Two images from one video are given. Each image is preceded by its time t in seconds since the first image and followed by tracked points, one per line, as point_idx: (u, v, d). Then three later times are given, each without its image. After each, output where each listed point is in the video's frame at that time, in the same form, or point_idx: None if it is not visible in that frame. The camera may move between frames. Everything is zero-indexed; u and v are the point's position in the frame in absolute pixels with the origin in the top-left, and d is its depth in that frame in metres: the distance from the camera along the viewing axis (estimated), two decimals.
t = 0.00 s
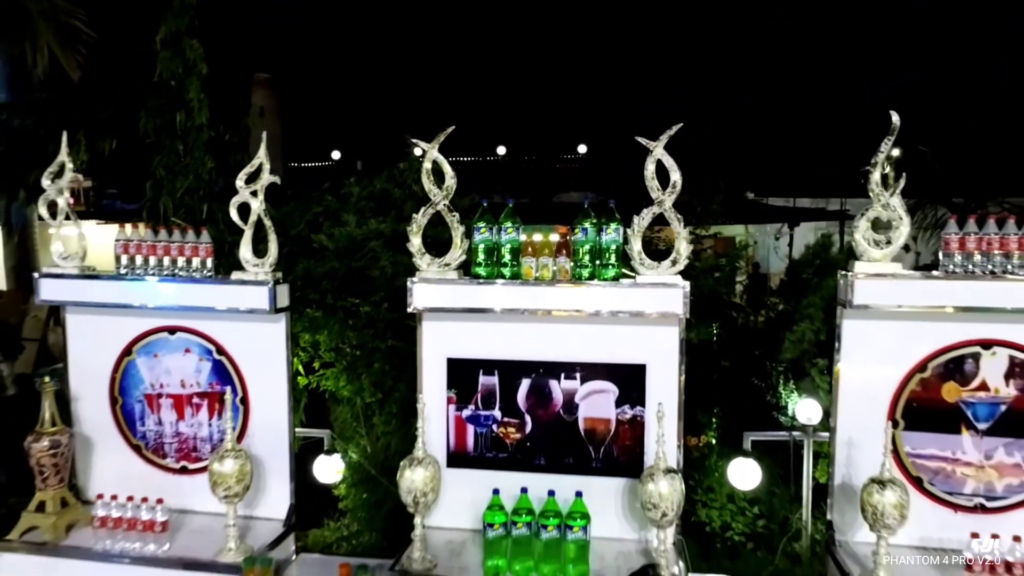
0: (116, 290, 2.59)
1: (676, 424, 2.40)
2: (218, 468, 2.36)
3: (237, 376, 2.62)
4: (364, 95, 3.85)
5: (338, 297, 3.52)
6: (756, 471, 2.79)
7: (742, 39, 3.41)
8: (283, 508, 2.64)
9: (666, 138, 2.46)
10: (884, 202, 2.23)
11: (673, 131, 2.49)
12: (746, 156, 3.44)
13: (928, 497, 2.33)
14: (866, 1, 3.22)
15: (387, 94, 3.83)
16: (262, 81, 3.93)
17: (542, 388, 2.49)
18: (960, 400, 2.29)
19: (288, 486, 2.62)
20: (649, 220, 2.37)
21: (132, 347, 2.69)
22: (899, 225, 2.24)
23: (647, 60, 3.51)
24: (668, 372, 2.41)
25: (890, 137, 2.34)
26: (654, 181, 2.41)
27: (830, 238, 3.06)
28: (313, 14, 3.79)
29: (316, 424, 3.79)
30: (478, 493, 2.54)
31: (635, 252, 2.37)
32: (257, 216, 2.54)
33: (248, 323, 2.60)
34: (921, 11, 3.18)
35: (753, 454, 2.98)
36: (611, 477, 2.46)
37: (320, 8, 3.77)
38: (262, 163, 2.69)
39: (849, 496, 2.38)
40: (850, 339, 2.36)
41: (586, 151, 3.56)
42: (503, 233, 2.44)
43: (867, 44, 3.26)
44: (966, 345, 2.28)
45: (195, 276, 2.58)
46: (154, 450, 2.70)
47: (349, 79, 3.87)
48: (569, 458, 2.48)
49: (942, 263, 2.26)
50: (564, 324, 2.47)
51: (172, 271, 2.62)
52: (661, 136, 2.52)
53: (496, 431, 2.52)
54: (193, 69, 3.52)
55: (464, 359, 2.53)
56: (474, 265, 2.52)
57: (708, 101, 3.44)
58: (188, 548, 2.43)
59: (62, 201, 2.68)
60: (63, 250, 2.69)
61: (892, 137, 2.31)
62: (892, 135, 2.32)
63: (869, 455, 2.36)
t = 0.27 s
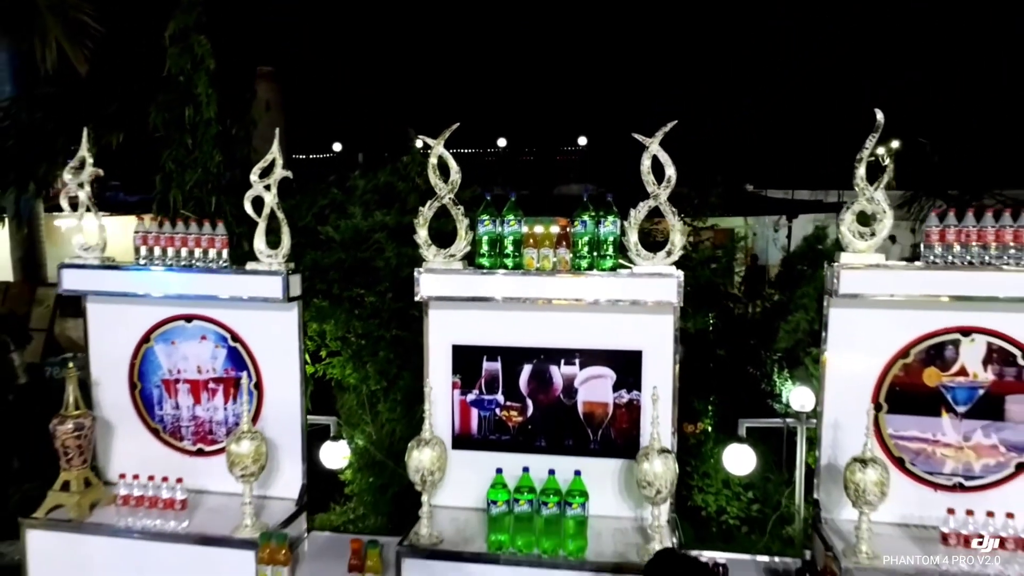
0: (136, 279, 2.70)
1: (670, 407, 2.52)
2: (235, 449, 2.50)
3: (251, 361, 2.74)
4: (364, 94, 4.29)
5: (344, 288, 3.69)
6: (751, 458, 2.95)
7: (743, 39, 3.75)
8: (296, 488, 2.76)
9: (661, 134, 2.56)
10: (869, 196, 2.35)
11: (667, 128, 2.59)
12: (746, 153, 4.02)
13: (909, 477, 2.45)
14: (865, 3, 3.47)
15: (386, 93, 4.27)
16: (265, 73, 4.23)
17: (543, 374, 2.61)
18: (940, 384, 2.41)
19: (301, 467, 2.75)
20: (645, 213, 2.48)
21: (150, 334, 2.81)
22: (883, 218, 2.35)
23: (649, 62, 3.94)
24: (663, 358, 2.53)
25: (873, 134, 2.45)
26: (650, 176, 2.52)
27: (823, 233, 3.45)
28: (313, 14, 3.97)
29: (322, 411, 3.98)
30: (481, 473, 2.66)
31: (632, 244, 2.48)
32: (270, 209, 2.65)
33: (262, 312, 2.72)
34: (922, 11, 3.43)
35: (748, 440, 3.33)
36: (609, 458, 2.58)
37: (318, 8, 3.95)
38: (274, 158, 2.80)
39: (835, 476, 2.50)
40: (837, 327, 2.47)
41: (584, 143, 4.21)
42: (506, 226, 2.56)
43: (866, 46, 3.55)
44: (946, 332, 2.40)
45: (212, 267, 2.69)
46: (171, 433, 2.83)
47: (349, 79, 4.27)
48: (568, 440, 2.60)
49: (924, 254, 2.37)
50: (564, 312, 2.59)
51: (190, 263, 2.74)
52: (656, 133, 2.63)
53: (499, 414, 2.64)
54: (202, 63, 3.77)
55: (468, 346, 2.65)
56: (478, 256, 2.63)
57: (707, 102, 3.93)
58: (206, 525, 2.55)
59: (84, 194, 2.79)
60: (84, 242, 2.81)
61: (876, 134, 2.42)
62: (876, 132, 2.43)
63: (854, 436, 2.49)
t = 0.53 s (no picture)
0: (154, 268, 2.83)
1: (664, 389, 2.65)
2: (252, 430, 2.64)
3: (265, 347, 2.87)
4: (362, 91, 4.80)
5: (350, 278, 3.83)
6: (745, 441, 3.12)
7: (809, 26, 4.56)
8: (308, 468, 2.90)
9: (656, 130, 2.68)
10: (853, 189, 2.47)
11: (661, 125, 2.72)
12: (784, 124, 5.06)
13: (891, 456, 2.59)
14: None
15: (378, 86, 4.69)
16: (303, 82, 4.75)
17: (544, 359, 2.74)
18: (921, 368, 2.54)
19: (312, 448, 2.88)
20: (641, 205, 2.61)
21: (168, 322, 2.95)
22: (867, 211, 2.47)
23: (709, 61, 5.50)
24: (658, 342, 2.66)
25: (857, 132, 2.60)
26: (646, 170, 2.64)
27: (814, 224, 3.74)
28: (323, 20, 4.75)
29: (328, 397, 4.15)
30: (485, 453, 2.80)
31: (628, 234, 2.60)
32: (283, 201, 2.77)
33: (275, 300, 2.85)
34: None
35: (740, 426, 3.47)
36: (606, 438, 2.72)
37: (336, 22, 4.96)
38: (287, 152, 2.92)
39: (821, 456, 2.64)
40: (823, 313, 2.60)
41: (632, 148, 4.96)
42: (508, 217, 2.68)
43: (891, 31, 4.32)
44: (927, 319, 2.52)
45: (228, 257, 2.81)
46: (188, 415, 2.96)
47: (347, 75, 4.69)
48: (567, 422, 2.74)
49: (905, 244, 2.49)
50: (563, 299, 2.72)
51: (206, 253, 2.86)
52: (652, 130, 2.76)
53: (502, 397, 2.77)
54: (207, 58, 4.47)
55: (472, 332, 2.78)
56: (482, 247, 2.77)
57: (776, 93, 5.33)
58: (224, 501, 2.70)
59: (105, 188, 2.92)
60: (106, 232, 2.94)
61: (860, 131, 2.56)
62: (859, 130, 2.58)
63: (839, 417, 2.62)
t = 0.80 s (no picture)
0: (170, 259, 2.95)
1: (659, 373, 2.78)
2: (265, 413, 2.77)
3: (276, 334, 2.99)
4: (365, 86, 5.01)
5: (355, 268, 3.95)
6: (739, 428, 3.25)
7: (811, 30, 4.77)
8: (317, 450, 3.02)
9: (651, 126, 2.80)
10: (840, 182, 2.58)
11: (656, 122, 2.84)
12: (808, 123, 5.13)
13: (875, 438, 2.71)
14: None
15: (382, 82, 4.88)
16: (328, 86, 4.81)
17: (544, 345, 2.86)
18: (904, 354, 2.66)
19: (322, 430, 3.00)
20: (637, 198, 2.72)
21: (183, 310, 3.06)
22: (852, 204, 2.59)
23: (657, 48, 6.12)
24: (654, 329, 2.78)
25: (845, 129, 2.73)
26: (641, 164, 2.75)
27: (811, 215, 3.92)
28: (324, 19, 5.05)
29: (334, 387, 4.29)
30: (488, 436, 2.92)
31: (625, 226, 2.72)
32: (293, 194, 2.88)
33: (286, 289, 2.97)
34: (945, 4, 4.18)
35: (735, 413, 3.65)
36: (604, 421, 2.84)
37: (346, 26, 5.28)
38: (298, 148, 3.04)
39: (808, 437, 2.76)
40: (811, 302, 2.71)
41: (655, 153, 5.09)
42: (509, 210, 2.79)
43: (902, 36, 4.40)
44: (910, 307, 2.64)
45: (241, 247, 2.95)
46: (203, 400, 3.08)
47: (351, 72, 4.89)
48: (566, 406, 2.86)
49: (889, 235, 2.62)
50: (562, 289, 2.83)
51: (220, 244, 2.99)
52: (647, 126, 2.88)
53: (503, 382, 2.89)
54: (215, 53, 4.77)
55: (475, 320, 2.90)
56: (484, 238, 2.87)
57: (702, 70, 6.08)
58: (238, 481, 2.82)
59: (122, 181, 3.03)
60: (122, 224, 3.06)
61: (847, 127, 2.69)
62: (846, 127, 2.70)
63: (826, 401, 2.74)
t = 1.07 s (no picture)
0: (185, 250, 3.07)
1: (654, 359, 2.91)
2: (278, 397, 2.92)
3: (287, 322, 3.11)
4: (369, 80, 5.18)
5: (360, 260, 4.08)
6: (734, 416, 3.38)
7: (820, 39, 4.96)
8: (327, 433, 3.15)
9: (647, 122, 2.91)
10: (827, 176, 2.69)
11: (652, 118, 2.96)
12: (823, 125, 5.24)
13: (861, 421, 2.83)
14: None
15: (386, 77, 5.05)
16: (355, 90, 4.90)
17: (544, 332, 2.99)
18: (888, 341, 2.78)
19: (331, 414, 3.13)
20: (633, 191, 2.83)
21: (197, 299, 3.19)
22: (840, 197, 2.69)
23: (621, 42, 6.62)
24: (649, 317, 2.90)
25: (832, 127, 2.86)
26: (638, 159, 2.86)
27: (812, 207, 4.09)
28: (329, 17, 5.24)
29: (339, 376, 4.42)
30: (491, 419, 3.06)
31: (622, 219, 2.83)
32: (303, 188, 3.00)
33: (296, 278, 3.09)
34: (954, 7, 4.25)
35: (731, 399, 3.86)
36: (601, 405, 2.97)
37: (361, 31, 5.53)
38: (308, 142, 3.16)
39: (797, 420, 2.89)
40: (800, 291, 2.83)
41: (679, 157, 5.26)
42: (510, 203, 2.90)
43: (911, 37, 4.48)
44: (894, 296, 2.76)
45: (253, 238, 3.06)
46: (216, 385, 3.21)
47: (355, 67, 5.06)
48: (566, 390, 2.99)
49: (873, 227, 2.73)
50: (562, 278, 2.95)
51: (233, 235, 3.10)
52: (643, 122, 2.99)
53: (505, 367, 3.02)
54: (224, 48, 4.97)
55: (478, 308, 3.02)
56: (487, 230, 2.98)
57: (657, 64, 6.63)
58: (253, 462, 2.96)
59: (138, 175, 3.15)
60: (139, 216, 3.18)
61: (834, 124, 2.82)
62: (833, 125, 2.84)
63: (814, 386, 2.86)
